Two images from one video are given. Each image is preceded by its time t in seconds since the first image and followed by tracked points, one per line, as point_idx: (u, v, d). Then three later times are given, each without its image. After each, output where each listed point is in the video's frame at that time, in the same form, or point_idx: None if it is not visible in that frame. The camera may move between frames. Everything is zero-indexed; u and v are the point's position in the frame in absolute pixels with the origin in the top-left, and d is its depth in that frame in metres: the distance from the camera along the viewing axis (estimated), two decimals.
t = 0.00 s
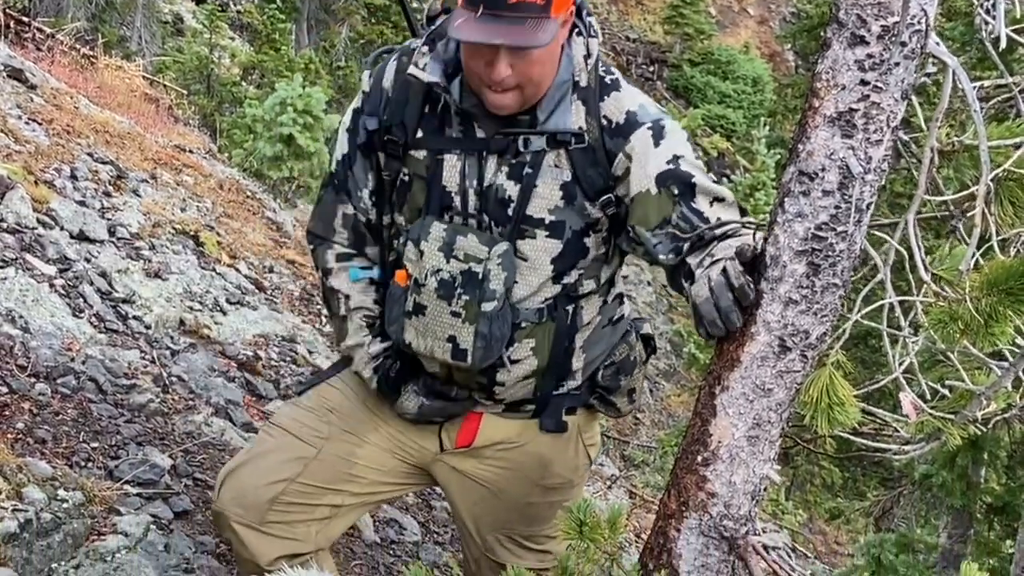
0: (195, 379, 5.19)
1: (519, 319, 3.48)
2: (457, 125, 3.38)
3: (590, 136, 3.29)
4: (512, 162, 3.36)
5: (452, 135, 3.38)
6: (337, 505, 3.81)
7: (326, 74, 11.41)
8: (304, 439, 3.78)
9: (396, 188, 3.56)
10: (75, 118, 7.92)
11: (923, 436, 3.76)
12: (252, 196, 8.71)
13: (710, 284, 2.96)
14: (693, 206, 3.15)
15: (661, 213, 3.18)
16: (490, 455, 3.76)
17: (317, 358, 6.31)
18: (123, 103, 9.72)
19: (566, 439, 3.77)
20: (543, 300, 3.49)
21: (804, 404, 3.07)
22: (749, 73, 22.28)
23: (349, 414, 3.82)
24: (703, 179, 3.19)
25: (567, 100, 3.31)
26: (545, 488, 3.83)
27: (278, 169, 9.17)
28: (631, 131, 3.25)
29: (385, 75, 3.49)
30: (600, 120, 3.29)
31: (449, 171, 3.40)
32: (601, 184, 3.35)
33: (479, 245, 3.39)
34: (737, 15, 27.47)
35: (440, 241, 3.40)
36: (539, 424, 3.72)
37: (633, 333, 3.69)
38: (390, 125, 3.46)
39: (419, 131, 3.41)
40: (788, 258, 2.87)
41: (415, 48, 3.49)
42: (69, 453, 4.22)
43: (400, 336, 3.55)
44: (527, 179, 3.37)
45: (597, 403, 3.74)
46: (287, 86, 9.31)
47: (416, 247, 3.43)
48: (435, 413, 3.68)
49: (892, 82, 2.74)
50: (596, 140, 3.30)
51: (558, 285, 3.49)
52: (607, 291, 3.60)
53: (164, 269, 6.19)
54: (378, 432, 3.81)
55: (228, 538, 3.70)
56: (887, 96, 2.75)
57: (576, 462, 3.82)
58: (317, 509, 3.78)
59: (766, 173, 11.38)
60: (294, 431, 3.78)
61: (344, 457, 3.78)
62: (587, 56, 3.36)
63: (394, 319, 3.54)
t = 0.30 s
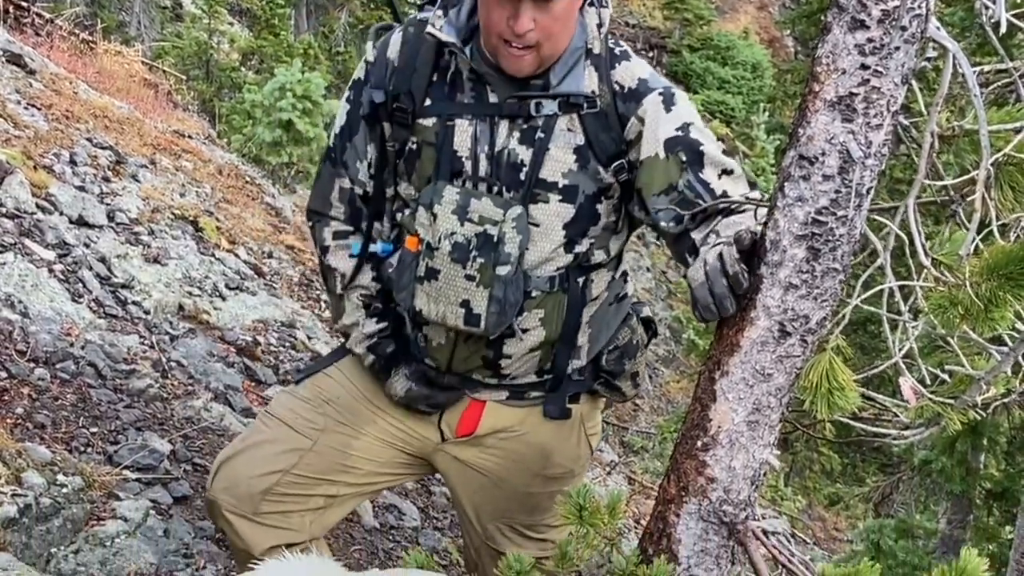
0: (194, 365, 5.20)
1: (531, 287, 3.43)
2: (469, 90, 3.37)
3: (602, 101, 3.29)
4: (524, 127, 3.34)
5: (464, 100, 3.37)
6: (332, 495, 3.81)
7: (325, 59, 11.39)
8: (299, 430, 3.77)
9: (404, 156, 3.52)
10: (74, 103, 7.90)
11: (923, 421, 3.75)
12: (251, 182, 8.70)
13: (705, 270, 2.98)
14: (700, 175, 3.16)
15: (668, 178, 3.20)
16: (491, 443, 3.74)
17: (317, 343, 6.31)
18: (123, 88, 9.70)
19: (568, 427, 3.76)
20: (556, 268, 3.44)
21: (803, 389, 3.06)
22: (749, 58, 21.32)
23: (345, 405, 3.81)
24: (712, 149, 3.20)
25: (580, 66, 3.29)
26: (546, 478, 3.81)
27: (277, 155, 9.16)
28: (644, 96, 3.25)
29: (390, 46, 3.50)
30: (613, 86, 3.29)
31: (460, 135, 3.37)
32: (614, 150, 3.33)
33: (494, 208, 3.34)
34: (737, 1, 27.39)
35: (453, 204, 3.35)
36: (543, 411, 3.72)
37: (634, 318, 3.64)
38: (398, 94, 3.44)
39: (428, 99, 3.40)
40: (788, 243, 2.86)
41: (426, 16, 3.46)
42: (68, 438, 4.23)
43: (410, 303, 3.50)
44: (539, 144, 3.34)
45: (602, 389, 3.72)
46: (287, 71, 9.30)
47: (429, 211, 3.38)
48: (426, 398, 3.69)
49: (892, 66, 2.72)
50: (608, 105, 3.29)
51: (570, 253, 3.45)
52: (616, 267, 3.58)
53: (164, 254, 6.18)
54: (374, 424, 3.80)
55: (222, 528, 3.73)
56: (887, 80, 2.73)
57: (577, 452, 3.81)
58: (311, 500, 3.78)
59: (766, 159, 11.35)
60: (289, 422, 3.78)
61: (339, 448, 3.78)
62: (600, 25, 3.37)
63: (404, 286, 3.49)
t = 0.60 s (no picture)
0: (193, 351, 5.20)
1: (537, 267, 3.41)
2: (479, 69, 3.36)
3: (613, 83, 3.28)
4: (533, 106, 3.34)
5: (474, 78, 3.36)
6: (331, 486, 3.81)
7: (324, 45, 11.37)
8: (299, 420, 3.77)
9: (412, 133, 3.49)
10: (72, 89, 7.88)
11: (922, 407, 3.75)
12: (250, 168, 8.69)
13: (704, 256, 2.94)
14: (708, 160, 3.14)
15: (675, 160, 3.17)
16: (490, 433, 3.75)
17: (316, 330, 6.32)
18: (121, 74, 9.67)
19: (568, 416, 3.77)
20: (563, 249, 3.42)
21: (803, 373, 3.02)
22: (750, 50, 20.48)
23: (345, 396, 3.81)
24: (721, 134, 3.17)
25: (592, 46, 3.30)
26: (545, 468, 3.82)
27: (276, 141, 9.14)
28: (655, 77, 3.24)
29: (401, 21, 3.47)
30: (624, 67, 3.28)
31: (469, 113, 3.35)
32: (625, 131, 3.32)
33: (500, 186, 3.32)
34: None
35: (460, 182, 3.34)
36: (543, 398, 3.71)
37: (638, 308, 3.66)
38: (406, 70, 3.42)
39: (438, 77, 3.39)
40: (788, 229, 2.85)
41: None
42: (67, 424, 4.22)
43: (416, 283, 3.48)
44: (548, 122, 3.33)
45: (602, 376, 3.73)
46: (286, 56, 9.28)
47: (436, 189, 3.38)
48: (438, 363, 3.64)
49: (892, 52, 2.70)
50: (619, 87, 3.28)
51: (578, 234, 3.41)
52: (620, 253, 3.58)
53: (163, 240, 6.17)
54: (373, 413, 3.79)
55: (220, 518, 3.72)
56: (886, 67, 2.71)
57: (576, 443, 3.82)
58: (310, 490, 3.78)
59: (766, 145, 11.33)
60: (288, 413, 3.78)
61: (339, 439, 3.78)
62: (612, 6, 3.38)
63: (410, 264, 3.46)
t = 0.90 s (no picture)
0: (192, 337, 5.20)
1: (544, 262, 3.41)
2: (488, 63, 3.34)
3: (623, 80, 3.26)
4: (542, 101, 3.32)
5: (483, 73, 3.34)
6: (334, 472, 3.81)
7: (323, 32, 11.33)
8: (301, 407, 3.75)
9: (420, 128, 3.47)
10: (71, 75, 7.86)
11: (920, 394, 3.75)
12: (249, 155, 8.68)
13: (702, 242, 2.93)
14: (713, 157, 3.11)
15: (680, 156, 3.16)
16: (491, 418, 3.75)
17: (315, 317, 6.32)
18: (120, 61, 9.65)
19: (569, 402, 3.77)
20: (570, 245, 3.41)
21: (801, 361, 2.98)
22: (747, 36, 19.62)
23: (347, 381, 3.80)
24: (728, 130, 3.15)
25: (602, 42, 3.28)
26: (546, 454, 3.82)
27: (274, 127, 9.12)
28: (664, 74, 3.22)
29: (410, 15, 3.47)
30: (633, 64, 3.26)
31: (478, 109, 3.34)
32: (633, 129, 3.30)
33: (509, 183, 3.31)
34: None
35: (469, 179, 3.32)
36: (544, 381, 3.71)
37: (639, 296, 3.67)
38: (415, 65, 3.41)
39: (446, 71, 3.37)
40: (786, 216, 2.84)
41: None
42: (66, 410, 4.23)
43: (423, 279, 3.48)
44: (557, 118, 3.31)
45: (603, 363, 3.72)
46: (285, 43, 9.25)
47: (444, 186, 3.36)
48: (444, 351, 3.64)
49: (891, 39, 2.69)
50: (628, 83, 3.26)
51: (585, 231, 3.41)
52: (625, 245, 3.56)
53: (162, 226, 6.17)
54: (376, 399, 3.79)
55: (222, 505, 3.69)
56: (885, 53, 2.70)
57: (578, 428, 3.83)
58: (313, 476, 3.77)
59: (765, 132, 11.30)
60: (290, 399, 3.76)
61: (341, 425, 3.78)
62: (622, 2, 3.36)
63: (418, 260, 3.46)
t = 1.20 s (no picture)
0: (191, 324, 5.20)
1: (548, 254, 3.40)
2: (487, 57, 3.31)
3: (622, 70, 3.24)
4: (543, 94, 3.29)
5: (482, 68, 3.31)
6: (336, 456, 3.80)
7: (321, 18, 11.30)
8: (304, 390, 3.74)
9: (420, 123, 3.44)
10: (70, 62, 7.83)
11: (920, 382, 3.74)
12: (248, 142, 8.67)
13: (701, 231, 2.92)
14: (714, 142, 3.11)
15: (681, 143, 3.16)
16: (492, 402, 3.75)
17: (315, 304, 6.32)
18: (120, 48, 9.62)
19: (570, 386, 3.77)
20: (572, 236, 3.41)
21: (800, 348, 2.96)
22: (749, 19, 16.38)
23: (350, 365, 3.79)
24: (727, 115, 3.15)
25: (601, 32, 3.25)
26: (547, 438, 3.82)
27: (274, 114, 9.11)
28: (663, 63, 3.20)
29: (407, 8, 3.41)
30: (632, 53, 3.24)
31: (478, 104, 3.31)
32: (634, 118, 3.29)
33: (512, 179, 3.30)
34: None
35: (471, 175, 3.30)
36: (544, 365, 3.71)
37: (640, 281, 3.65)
38: (414, 60, 3.36)
39: (446, 67, 3.33)
40: (786, 203, 2.84)
41: None
42: (65, 397, 4.23)
43: (428, 274, 3.44)
44: (559, 111, 3.30)
45: (603, 348, 3.72)
46: (284, 30, 9.23)
47: (447, 181, 3.34)
48: (444, 336, 3.64)
49: (891, 26, 2.67)
50: (628, 73, 3.24)
51: (587, 222, 3.41)
52: (627, 232, 3.56)
53: (161, 214, 6.16)
54: (378, 383, 3.78)
55: (225, 489, 3.70)
56: (885, 41, 2.69)
57: (579, 412, 3.82)
58: (315, 461, 3.77)
59: (765, 120, 11.29)
60: (293, 382, 3.75)
61: (345, 409, 3.77)
62: None
63: (421, 256, 3.42)
